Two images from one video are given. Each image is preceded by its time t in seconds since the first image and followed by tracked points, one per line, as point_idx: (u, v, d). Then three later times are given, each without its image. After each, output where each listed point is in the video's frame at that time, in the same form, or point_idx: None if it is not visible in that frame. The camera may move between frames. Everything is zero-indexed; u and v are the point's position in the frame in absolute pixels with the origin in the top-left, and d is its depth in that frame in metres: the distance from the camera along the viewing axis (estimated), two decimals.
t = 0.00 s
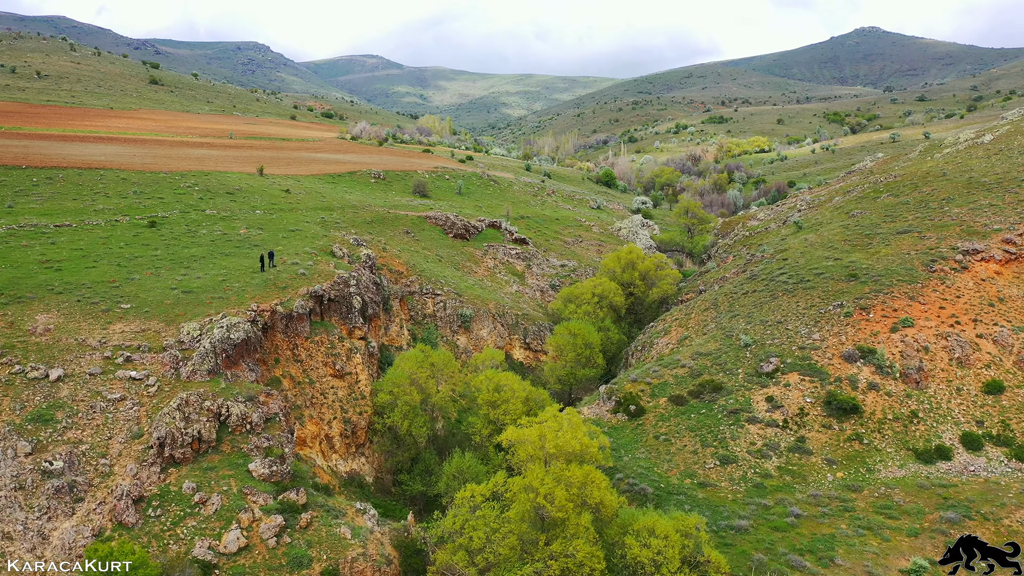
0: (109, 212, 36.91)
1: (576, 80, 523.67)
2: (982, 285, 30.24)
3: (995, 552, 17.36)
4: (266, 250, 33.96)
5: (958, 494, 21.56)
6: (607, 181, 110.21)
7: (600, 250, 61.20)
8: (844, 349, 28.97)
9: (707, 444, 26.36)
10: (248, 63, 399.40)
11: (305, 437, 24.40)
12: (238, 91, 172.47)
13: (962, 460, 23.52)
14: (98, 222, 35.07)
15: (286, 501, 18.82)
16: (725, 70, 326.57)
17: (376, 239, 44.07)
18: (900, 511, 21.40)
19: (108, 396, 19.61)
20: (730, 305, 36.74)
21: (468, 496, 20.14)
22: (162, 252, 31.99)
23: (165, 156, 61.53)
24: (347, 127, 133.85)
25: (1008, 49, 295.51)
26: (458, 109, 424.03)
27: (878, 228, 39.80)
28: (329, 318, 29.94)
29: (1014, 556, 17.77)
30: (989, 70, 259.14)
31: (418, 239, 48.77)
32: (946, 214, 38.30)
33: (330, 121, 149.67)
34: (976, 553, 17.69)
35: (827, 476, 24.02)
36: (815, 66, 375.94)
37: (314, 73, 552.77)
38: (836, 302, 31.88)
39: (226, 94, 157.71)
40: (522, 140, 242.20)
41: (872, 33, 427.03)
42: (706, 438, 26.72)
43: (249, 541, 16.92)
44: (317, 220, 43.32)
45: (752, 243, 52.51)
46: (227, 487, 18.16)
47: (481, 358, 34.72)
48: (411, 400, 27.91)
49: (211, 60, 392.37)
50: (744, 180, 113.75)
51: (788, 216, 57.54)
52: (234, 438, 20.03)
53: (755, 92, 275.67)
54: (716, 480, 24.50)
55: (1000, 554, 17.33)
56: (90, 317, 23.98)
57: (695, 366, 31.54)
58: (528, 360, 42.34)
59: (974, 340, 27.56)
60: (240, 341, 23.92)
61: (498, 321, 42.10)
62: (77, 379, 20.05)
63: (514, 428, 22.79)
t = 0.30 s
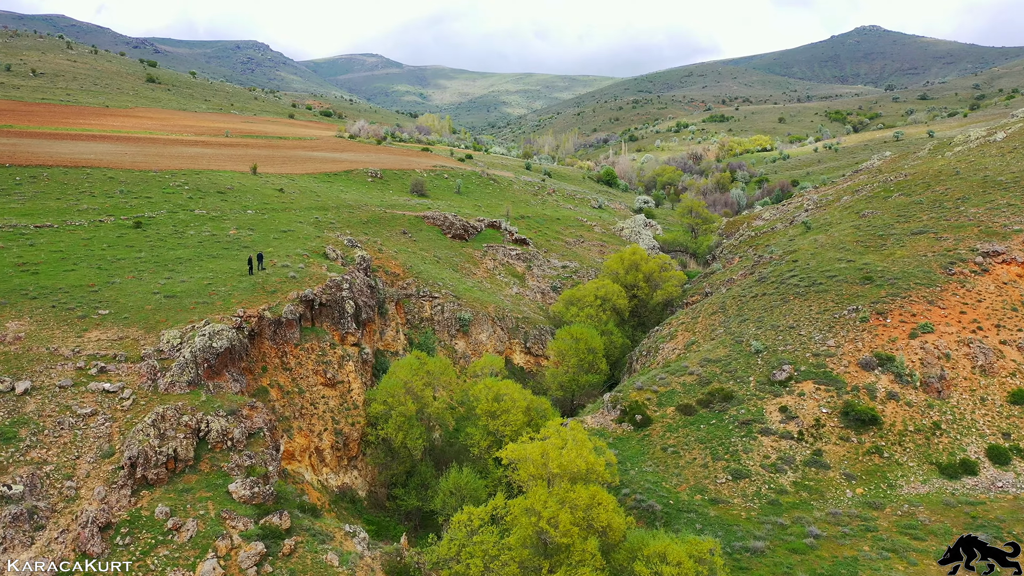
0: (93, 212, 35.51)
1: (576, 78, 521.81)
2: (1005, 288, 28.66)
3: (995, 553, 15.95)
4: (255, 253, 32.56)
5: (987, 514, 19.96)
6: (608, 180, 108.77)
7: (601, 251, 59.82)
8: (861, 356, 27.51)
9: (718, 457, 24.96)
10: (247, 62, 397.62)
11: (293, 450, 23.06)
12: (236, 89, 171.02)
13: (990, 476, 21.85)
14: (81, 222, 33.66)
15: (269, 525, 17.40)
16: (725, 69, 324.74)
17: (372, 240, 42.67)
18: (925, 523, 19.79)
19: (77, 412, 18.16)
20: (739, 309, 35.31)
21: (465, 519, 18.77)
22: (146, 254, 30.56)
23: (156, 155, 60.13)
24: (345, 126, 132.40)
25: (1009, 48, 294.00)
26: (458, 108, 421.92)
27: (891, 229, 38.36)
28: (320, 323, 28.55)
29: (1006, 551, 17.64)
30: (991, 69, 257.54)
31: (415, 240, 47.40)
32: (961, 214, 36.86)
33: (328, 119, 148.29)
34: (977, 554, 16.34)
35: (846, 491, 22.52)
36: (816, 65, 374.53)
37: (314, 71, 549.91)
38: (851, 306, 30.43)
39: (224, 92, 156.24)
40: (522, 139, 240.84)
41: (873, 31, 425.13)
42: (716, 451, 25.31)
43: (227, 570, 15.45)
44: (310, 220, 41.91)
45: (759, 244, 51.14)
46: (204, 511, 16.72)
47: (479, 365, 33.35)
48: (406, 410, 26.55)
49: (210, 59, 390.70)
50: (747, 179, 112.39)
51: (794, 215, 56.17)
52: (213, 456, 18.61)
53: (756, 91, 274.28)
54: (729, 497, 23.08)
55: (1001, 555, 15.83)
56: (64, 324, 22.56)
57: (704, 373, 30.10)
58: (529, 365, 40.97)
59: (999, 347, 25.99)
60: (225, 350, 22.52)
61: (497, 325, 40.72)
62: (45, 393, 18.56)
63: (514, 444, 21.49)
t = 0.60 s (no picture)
0: (77, 212, 34.15)
1: (576, 77, 520.42)
2: None
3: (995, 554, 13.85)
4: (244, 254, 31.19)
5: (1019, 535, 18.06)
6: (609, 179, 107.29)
7: (604, 251, 58.44)
8: (879, 364, 26.00)
9: (730, 472, 23.57)
10: (246, 60, 395.98)
11: (280, 465, 21.73)
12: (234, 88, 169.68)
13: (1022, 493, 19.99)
14: (62, 223, 32.26)
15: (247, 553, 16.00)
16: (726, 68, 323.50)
17: (367, 241, 41.30)
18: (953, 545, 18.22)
19: (43, 429, 16.71)
20: (748, 313, 33.91)
21: (461, 545, 17.38)
22: (129, 256, 29.18)
23: (149, 153, 58.77)
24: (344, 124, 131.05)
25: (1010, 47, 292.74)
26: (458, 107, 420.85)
27: (905, 230, 36.89)
28: (311, 328, 27.17)
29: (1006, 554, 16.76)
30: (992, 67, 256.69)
31: (412, 241, 46.01)
32: (979, 214, 35.39)
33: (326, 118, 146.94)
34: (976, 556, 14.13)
35: (867, 509, 20.94)
36: (817, 64, 372.94)
37: (315, 71, 548.15)
38: (867, 311, 29.01)
39: (222, 91, 154.77)
40: (522, 138, 239.61)
41: (874, 30, 423.31)
42: (728, 465, 23.94)
43: None
44: (304, 220, 40.52)
45: (766, 245, 49.73)
46: (176, 539, 15.32)
47: (478, 372, 31.93)
48: (402, 421, 25.17)
49: (209, 58, 389.09)
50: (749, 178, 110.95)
51: (801, 215, 54.76)
52: (189, 477, 17.24)
53: (757, 90, 272.77)
54: (742, 515, 21.70)
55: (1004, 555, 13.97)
56: (35, 331, 21.17)
57: (713, 381, 28.68)
58: (529, 370, 39.61)
59: None
60: (207, 360, 21.16)
61: (497, 328, 39.37)
62: (8, 408, 17.10)
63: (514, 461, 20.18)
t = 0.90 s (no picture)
0: (59, 212, 32.77)
1: (576, 77, 518.70)
2: None
3: (995, 553, 14.88)
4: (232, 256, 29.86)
5: None
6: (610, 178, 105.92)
7: (606, 252, 57.16)
8: (899, 372, 24.51)
9: (743, 489, 22.19)
10: (245, 59, 394.35)
11: (265, 482, 20.43)
12: (232, 86, 168.27)
13: None
14: (43, 223, 30.91)
15: None
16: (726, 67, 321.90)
17: (363, 242, 39.97)
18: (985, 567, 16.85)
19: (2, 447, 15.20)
20: (758, 317, 32.55)
21: None
22: (111, 258, 27.82)
23: (141, 152, 57.41)
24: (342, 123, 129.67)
25: (1012, 46, 291.29)
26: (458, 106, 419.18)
27: (921, 231, 35.51)
28: (301, 334, 25.85)
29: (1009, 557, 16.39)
30: (994, 66, 255.45)
31: (410, 241, 44.71)
32: (997, 214, 34.00)
33: (325, 116, 145.60)
34: (977, 554, 15.22)
35: (891, 528, 19.44)
36: (817, 63, 371.57)
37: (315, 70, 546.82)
38: (885, 316, 27.57)
39: (220, 89, 153.45)
40: (522, 137, 238.23)
41: (876, 29, 421.54)
42: (741, 480, 22.62)
43: None
44: (297, 221, 39.15)
45: (773, 245, 48.42)
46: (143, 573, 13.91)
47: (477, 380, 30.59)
48: (396, 433, 23.88)
49: (208, 57, 387.70)
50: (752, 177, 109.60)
51: (809, 215, 53.45)
52: (162, 501, 15.88)
53: (757, 88, 271.53)
54: (757, 535, 20.29)
55: (1003, 555, 14.81)
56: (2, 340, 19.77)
57: (723, 389, 27.31)
58: (530, 376, 38.28)
59: None
60: (187, 371, 19.80)
61: (497, 332, 38.07)
62: None
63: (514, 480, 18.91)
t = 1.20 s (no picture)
0: (40, 213, 31.46)
1: (576, 76, 517.02)
2: None
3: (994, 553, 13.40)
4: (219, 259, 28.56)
5: None
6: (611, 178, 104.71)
7: (608, 252, 55.90)
8: (921, 382, 23.00)
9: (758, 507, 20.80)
10: (245, 59, 393.05)
11: (249, 501, 19.11)
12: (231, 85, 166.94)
13: None
14: (23, 224, 29.59)
15: None
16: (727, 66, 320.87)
17: (358, 243, 38.67)
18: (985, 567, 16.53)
19: None
20: (769, 322, 31.19)
21: None
22: (91, 261, 26.49)
23: (133, 150, 56.13)
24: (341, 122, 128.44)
25: (1013, 44, 290.20)
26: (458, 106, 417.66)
27: (936, 232, 34.16)
28: (290, 342, 24.56)
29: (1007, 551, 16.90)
30: (995, 66, 254.36)
31: (407, 242, 43.39)
32: (1016, 214, 32.63)
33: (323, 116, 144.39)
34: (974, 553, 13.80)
35: (917, 550, 17.85)
36: (818, 62, 370.46)
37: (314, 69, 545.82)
38: (903, 321, 26.16)
39: (218, 88, 152.07)
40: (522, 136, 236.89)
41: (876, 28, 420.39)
42: (756, 498, 21.24)
43: None
44: (290, 221, 37.84)
45: (780, 246, 47.13)
46: None
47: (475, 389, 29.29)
48: (390, 447, 22.58)
49: (207, 56, 386.42)
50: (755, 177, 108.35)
51: (816, 216, 52.17)
52: (130, 530, 14.53)
53: (758, 88, 270.49)
54: (775, 558, 18.84)
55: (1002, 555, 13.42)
56: None
57: (734, 399, 25.97)
58: (531, 382, 36.99)
59: None
60: (165, 384, 18.47)
61: (497, 337, 36.76)
62: None
63: (514, 503, 17.67)
